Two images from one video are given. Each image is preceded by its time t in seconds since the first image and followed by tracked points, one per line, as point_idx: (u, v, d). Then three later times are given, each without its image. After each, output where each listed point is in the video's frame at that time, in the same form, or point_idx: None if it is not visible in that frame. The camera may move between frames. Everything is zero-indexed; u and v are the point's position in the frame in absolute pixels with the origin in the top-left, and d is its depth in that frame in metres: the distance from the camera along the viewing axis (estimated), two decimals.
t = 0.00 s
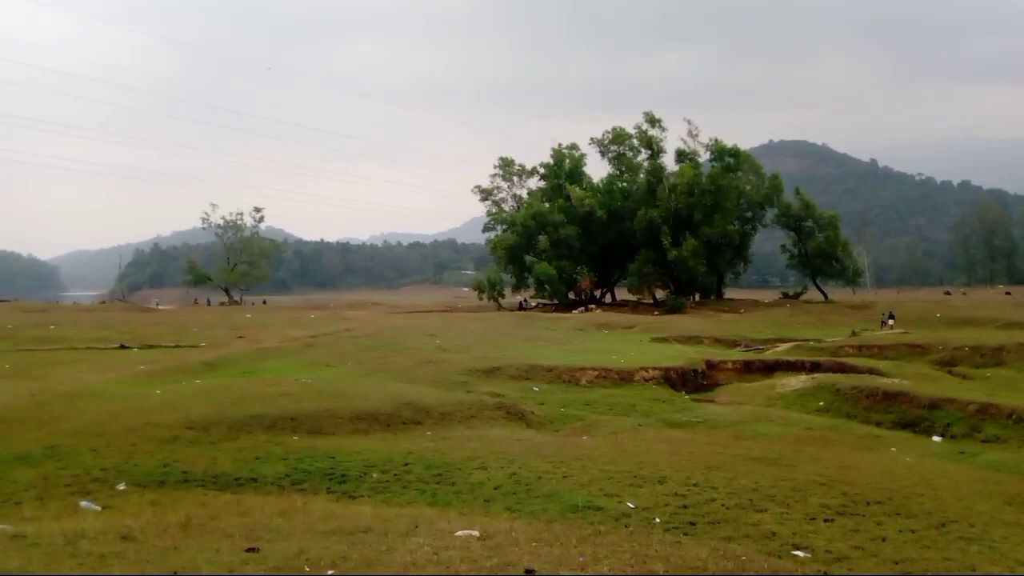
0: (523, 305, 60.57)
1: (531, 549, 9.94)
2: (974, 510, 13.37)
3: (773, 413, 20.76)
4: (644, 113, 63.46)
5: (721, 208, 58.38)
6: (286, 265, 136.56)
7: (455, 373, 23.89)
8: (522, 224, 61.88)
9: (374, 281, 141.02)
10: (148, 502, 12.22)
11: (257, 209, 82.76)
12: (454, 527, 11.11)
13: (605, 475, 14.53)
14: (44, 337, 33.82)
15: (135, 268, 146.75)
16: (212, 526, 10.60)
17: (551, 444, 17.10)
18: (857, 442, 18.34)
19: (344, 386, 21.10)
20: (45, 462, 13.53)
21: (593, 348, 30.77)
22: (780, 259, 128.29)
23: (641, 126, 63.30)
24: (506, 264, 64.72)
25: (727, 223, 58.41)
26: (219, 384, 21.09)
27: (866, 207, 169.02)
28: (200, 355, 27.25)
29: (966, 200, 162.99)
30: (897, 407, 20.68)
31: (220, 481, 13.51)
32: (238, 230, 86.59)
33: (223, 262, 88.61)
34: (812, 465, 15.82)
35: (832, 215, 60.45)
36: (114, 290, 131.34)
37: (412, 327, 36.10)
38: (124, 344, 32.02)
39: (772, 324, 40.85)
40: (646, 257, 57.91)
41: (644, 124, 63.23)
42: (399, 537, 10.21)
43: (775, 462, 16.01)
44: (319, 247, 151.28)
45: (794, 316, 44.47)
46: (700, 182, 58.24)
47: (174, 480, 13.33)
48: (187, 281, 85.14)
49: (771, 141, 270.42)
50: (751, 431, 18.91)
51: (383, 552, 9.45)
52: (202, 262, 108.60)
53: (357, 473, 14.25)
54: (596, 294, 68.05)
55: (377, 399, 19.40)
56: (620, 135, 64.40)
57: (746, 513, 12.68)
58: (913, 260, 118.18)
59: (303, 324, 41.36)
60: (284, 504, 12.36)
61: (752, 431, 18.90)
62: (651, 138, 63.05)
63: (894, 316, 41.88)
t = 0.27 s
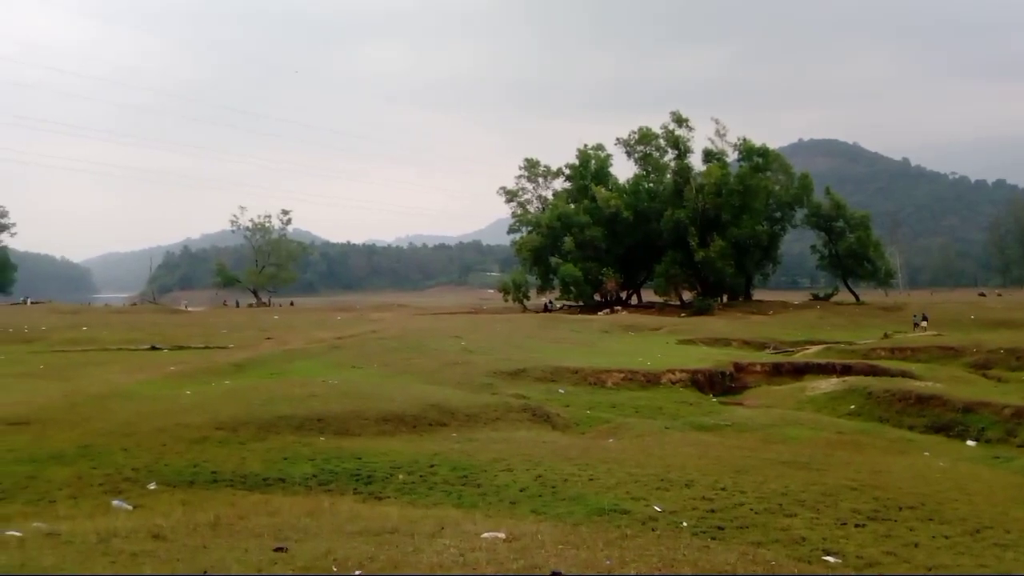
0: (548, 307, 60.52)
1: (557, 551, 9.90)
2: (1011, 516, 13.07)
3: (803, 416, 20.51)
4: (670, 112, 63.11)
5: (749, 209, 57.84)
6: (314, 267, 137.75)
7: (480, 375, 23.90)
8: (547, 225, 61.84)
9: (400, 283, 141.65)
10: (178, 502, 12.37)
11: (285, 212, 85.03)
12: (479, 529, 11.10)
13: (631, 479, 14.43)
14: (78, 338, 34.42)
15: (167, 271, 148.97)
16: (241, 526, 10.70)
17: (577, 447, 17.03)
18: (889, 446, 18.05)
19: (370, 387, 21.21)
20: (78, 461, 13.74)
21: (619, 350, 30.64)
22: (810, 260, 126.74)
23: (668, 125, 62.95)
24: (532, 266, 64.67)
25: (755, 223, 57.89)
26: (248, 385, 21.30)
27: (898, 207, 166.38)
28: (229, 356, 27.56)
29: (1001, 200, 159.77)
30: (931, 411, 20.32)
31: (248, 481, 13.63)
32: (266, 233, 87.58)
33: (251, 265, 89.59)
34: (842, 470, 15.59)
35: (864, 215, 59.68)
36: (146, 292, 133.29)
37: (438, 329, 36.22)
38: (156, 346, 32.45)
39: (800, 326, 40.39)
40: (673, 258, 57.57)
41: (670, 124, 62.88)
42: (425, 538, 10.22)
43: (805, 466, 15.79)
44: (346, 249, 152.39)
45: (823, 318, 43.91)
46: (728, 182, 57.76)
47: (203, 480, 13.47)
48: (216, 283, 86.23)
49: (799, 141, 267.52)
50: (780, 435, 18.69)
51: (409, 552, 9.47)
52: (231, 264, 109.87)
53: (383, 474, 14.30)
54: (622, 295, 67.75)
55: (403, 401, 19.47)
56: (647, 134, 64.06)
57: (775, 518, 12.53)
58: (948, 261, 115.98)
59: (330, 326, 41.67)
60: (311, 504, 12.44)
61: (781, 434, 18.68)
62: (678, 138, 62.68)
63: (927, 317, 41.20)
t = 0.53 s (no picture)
0: (574, 309, 60.39)
1: (584, 554, 9.87)
2: None
3: (833, 421, 20.27)
4: (698, 114, 62.73)
5: (778, 210, 57.28)
6: (342, 268, 139.02)
7: (506, 377, 23.93)
8: (573, 227, 61.70)
9: (426, 284, 142.25)
10: (209, 499, 12.54)
11: (312, 214, 89.36)
12: (506, 530, 11.10)
13: (659, 482, 14.34)
14: (112, 338, 35.02)
15: (198, 272, 151.12)
16: (270, 524, 10.81)
17: (603, 449, 16.99)
18: (921, 452, 17.76)
19: (398, 388, 21.34)
20: (112, 458, 13.98)
21: (645, 352, 30.48)
22: (840, 264, 125.21)
23: (695, 127, 62.57)
24: (558, 268, 64.58)
25: (784, 225, 57.36)
26: (277, 384, 21.53)
27: (930, 209, 163.78)
28: (259, 356, 27.87)
29: None
30: (964, 416, 19.98)
31: (278, 480, 13.78)
32: (295, 234, 88.45)
33: (280, 266, 90.48)
34: (873, 476, 15.37)
35: (896, 217, 58.85)
36: (177, 293, 135.24)
37: (464, 330, 36.29)
38: (187, 345, 32.91)
39: (831, 330, 39.88)
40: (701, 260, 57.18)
41: (698, 125, 62.49)
42: (452, 539, 10.26)
43: (835, 471, 15.59)
44: (372, 251, 153.33)
45: (854, 321, 43.33)
46: (757, 184, 57.26)
47: (234, 478, 13.64)
48: (246, 284, 87.24)
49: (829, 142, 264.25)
50: (810, 439, 18.49)
51: (436, 553, 9.51)
52: (261, 266, 111.16)
53: (409, 474, 14.37)
54: (649, 298, 67.42)
55: (429, 402, 19.54)
56: (674, 136, 63.72)
57: (805, 523, 12.39)
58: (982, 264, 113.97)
59: (358, 327, 41.95)
60: (340, 504, 12.54)
61: (810, 439, 18.47)
62: (706, 139, 62.30)
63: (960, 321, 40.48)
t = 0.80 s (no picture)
0: (603, 310, 60.22)
1: (612, 556, 9.84)
2: None
3: (866, 424, 19.98)
4: (728, 114, 62.22)
5: (810, 211, 56.61)
6: (371, 270, 140.10)
7: (534, 378, 23.94)
8: (602, 228, 61.47)
9: (455, 285, 142.76)
10: (241, 498, 12.70)
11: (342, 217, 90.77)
12: (534, 532, 11.11)
13: (689, 485, 14.24)
14: (147, 338, 35.66)
15: (230, 274, 153.29)
16: (301, 522, 10.92)
17: (633, 451, 16.91)
18: (958, 456, 17.43)
19: (426, 388, 21.45)
20: (147, 456, 14.21)
21: (675, 354, 30.30)
22: (874, 264, 123.34)
23: (725, 126, 62.06)
24: (586, 269, 64.41)
25: (816, 226, 56.69)
26: (308, 384, 21.76)
27: (967, 209, 160.71)
28: (290, 357, 28.18)
29: None
30: (1002, 420, 19.57)
31: (309, 479, 13.92)
32: (325, 236, 89.27)
33: (311, 268, 91.35)
34: (908, 480, 15.11)
35: (931, 217, 57.90)
36: (210, 295, 137.22)
37: (492, 332, 36.32)
38: (220, 346, 33.36)
39: (864, 332, 39.30)
40: (731, 262, 56.70)
41: (728, 125, 61.99)
42: (481, 539, 10.27)
43: (868, 475, 15.37)
44: (401, 252, 154.29)
45: (887, 323, 42.66)
46: (788, 184, 56.64)
47: (265, 477, 13.81)
48: (278, 285, 88.20)
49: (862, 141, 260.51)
50: (842, 442, 18.24)
51: (465, 553, 9.53)
52: (292, 267, 112.34)
53: (438, 474, 14.43)
54: (678, 299, 67.01)
55: (458, 403, 19.61)
56: (703, 136, 63.26)
57: (837, 528, 12.22)
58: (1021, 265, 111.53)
59: (387, 328, 42.20)
60: (369, 503, 12.62)
61: (843, 442, 18.22)
62: (736, 139, 61.74)
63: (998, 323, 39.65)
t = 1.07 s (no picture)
0: (625, 308, 60.07)
1: (635, 554, 9.82)
2: None
3: (892, 423, 19.75)
4: (752, 109, 61.69)
5: (836, 207, 55.99)
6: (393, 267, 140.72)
7: (555, 375, 23.92)
8: (624, 225, 61.32)
9: (477, 282, 142.94)
10: (266, 492, 12.83)
11: (364, 214, 91.09)
12: (556, 528, 11.11)
13: (711, 483, 14.17)
14: (173, 334, 36.13)
15: (255, 271, 154.69)
16: (325, 517, 11.02)
17: (655, 449, 16.85)
18: (986, 456, 17.18)
19: (448, 385, 21.52)
20: (173, 450, 14.40)
21: (697, 352, 30.14)
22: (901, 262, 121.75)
23: (749, 122, 61.54)
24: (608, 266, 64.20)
25: (842, 222, 56.09)
26: (331, 381, 21.91)
27: (997, 205, 158.10)
28: (313, 353, 28.39)
29: None
30: None
31: (332, 474, 14.02)
32: (348, 233, 89.80)
33: (334, 265, 91.93)
34: (935, 480, 14.92)
35: (959, 213, 57.05)
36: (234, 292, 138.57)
37: (514, 329, 36.34)
38: (244, 342, 33.68)
39: (891, 329, 38.82)
40: (755, 258, 56.26)
41: (752, 121, 61.47)
42: (503, 536, 10.30)
43: (894, 475, 15.20)
44: (423, 250, 154.87)
45: (914, 320, 42.10)
46: (813, 179, 56.05)
47: (290, 472, 13.94)
48: (301, 282, 88.88)
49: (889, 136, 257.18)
50: (868, 442, 18.05)
51: (487, 549, 9.56)
52: (315, 264, 113.06)
53: (460, 471, 14.47)
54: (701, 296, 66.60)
55: (480, 399, 19.66)
56: (727, 131, 62.77)
57: (862, 527, 12.10)
58: None
59: (409, 325, 42.38)
60: (392, 498, 12.69)
61: (869, 441, 18.03)
62: (760, 135, 61.21)
63: None
